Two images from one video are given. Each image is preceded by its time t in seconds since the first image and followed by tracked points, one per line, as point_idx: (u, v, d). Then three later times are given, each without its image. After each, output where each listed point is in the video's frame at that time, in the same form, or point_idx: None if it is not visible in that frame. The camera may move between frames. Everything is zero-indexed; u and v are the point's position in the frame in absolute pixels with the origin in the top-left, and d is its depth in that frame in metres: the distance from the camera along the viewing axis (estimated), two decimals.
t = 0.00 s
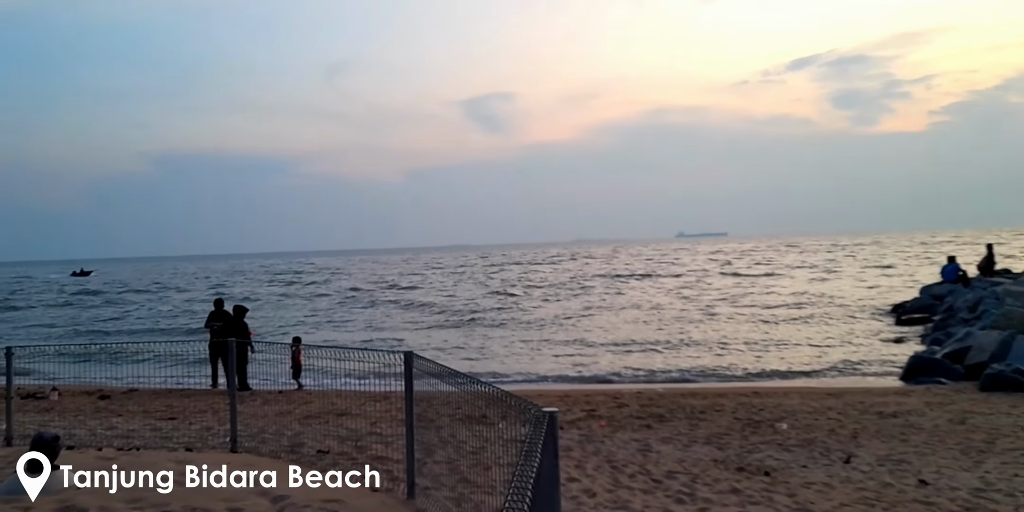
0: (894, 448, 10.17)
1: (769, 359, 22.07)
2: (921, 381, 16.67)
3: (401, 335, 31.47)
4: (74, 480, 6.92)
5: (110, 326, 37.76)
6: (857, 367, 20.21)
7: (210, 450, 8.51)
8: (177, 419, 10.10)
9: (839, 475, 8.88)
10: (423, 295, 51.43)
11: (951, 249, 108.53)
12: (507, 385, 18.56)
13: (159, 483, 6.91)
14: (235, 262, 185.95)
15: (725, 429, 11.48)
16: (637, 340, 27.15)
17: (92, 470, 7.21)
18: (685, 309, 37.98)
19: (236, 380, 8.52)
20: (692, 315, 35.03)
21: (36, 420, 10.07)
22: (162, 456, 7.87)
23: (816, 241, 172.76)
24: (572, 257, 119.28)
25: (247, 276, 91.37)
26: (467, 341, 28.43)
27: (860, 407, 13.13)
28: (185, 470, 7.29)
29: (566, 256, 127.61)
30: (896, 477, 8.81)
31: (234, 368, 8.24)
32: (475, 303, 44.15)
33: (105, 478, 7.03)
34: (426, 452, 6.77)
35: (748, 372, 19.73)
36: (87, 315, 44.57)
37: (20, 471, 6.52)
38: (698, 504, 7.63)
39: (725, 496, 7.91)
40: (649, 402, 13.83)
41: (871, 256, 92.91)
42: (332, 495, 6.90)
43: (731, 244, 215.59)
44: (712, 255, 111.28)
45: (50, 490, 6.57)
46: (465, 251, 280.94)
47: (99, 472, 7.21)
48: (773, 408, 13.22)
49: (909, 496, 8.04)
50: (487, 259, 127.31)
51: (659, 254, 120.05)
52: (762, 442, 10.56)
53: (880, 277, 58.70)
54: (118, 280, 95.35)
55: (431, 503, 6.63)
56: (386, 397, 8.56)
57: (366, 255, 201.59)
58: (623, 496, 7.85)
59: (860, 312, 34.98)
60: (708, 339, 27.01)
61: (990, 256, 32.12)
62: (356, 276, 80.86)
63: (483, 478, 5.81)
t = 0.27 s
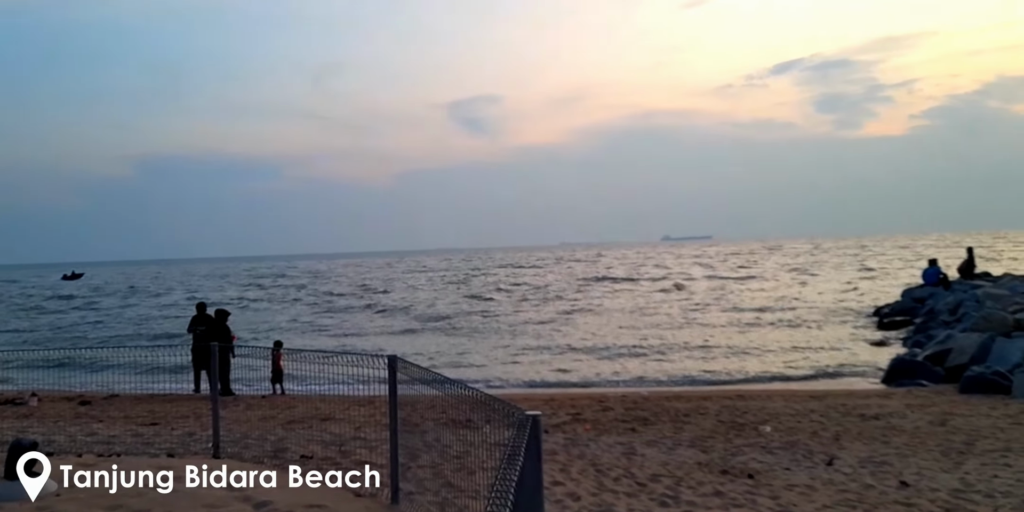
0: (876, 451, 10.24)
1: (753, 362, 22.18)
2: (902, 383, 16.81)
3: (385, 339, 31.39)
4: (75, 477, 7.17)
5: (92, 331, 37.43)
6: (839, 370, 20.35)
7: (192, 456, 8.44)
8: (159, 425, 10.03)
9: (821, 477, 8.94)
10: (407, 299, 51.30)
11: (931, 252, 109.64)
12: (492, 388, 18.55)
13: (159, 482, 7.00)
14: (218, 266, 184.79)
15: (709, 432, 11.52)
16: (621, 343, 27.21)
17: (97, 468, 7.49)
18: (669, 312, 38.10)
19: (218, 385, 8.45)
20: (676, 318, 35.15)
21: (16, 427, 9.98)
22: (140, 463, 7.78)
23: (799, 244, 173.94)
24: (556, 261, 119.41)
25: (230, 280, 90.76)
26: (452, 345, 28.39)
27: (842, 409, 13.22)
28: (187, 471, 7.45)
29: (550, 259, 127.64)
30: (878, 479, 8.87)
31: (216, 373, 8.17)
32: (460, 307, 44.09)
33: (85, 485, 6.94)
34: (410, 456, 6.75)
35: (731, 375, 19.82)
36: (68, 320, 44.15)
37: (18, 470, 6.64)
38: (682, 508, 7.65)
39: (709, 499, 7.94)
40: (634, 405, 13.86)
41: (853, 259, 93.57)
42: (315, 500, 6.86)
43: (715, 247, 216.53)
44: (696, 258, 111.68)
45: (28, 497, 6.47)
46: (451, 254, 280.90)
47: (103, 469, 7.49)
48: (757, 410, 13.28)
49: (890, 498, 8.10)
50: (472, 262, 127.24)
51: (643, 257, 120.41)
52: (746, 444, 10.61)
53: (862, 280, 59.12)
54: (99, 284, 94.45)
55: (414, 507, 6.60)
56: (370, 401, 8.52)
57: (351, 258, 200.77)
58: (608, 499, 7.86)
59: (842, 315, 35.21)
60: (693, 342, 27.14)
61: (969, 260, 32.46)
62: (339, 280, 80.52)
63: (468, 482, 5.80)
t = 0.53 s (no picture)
0: (848, 452, 10.35)
1: (727, 364, 22.34)
2: (874, 385, 17.01)
3: (360, 344, 31.23)
4: (76, 477, 7.43)
5: (61, 336, 36.82)
6: (812, 372, 20.54)
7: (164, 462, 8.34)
8: (131, 431, 9.89)
9: (794, 478, 9.02)
10: (383, 303, 51.08)
11: (902, 255, 111.14)
12: (468, 392, 18.52)
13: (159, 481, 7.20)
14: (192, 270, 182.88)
15: (684, 434, 11.58)
16: (597, 346, 27.27)
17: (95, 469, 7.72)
18: (644, 315, 38.26)
19: (191, 390, 8.36)
20: (651, 321, 35.31)
21: None
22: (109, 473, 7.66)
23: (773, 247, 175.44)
24: (532, 264, 119.53)
25: (202, 284, 89.69)
26: (429, 349, 28.32)
27: (815, 411, 13.35)
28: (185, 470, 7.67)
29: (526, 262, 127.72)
30: (851, 480, 8.97)
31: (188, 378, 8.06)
32: (435, 311, 43.95)
33: (53, 492, 6.76)
34: (385, 460, 6.71)
35: (706, 377, 19.94)
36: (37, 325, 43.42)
37: (18, 472, 6.97)
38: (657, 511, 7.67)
39: (683, 501, 7.98)
40: (609, 408, 13.91)
41: (826, 262, 94.61)
42: (288, 506, 6.81)
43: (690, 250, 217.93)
44: (670, 262, 112.29)
45: None
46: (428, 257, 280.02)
47: (102, 470, 7.74)
48: (731, 413, 13.38)
49: (862, 499, 8.19)
50: (448, 266, 127.04)
51: (618, 261, 120.86)
52: (721, 446, 10.69)
53: (834, 283, 59.70)
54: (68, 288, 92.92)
55: None
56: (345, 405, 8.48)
57: (325, 262, 199.55)
58: (583, 502, 7.88)
59: (816, 318, 35.53)
60: (668, 345, 27.28)
61: (939, 263, 32.94)
62: (315, 284, 79.98)
63: (443, 486, 5.77)
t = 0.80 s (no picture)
0: (823, 455, 10.45)
1: (705, 367, 22.47)
2: (849, 388, 17.18)
3: (338, 348, 31.05)
4: (77, 479, 7.45)
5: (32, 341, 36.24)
6: (788, 375, 20.71)
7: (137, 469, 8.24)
8: (104, 437, 9.78)
9: (770, 481, 9.09)
10: (360, 307, 50.81)
11: (876, 259, 112.43)
12: (446, 396, 18.47)
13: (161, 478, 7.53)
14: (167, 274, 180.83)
15: (661, 438, 11.64)
16: (576, 350, 27.31)
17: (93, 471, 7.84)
18: (622, 319, 38.38)
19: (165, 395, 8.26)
20: (629, 325, 35.43)
21: None
22: (79, 476, 7.51)
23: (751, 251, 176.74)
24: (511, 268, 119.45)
25: (177, 288, 88.69)
26: (407, 353, 28.22)
27: (791, 414, 13.47)
28: (186, 469, 7.99)
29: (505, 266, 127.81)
30: (826, 482, 9.06)
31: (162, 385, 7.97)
32: (414, 315, 43.79)
33: (25, 499, 6.65)
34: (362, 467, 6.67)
35: (683, 381, 20.05)
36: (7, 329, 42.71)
37: (17, 472, 7.05)
38: None
39: (660, 504, 8.01)
40: (588, 412, 13.93)
41: (802, 266, 95.44)
42: None
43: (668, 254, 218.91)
44: (648, 265, 112.69)
45: None
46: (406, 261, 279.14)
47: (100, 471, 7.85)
48: (709, 416, 13.46)
49: (837, 502, 8.27)
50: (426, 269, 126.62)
51: (596, 265, 121.07)
52: (698, 450, 10.75)
53: (809, 287, 60.23)
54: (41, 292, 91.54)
55: None
56: (322, 411, 8.46)
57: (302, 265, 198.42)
58: (560, 507, 7.90)
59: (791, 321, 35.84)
60: (646, 348, 27.38)
61: (912, 268, 33.35)
62: (292, 288, 79.35)
63: (419, 492, 5.79)
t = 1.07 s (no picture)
0: (809, 456, 10.50)
1: (692, 369, 22.53)
2: (835, 389, 17.28)
3: (324, 350, 30.93)
4: (76, 480, 7.44)
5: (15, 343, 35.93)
6: (775, 377, 20.79)
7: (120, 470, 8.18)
8: (87, 440, 9.71)
9: (756, 483, 9.12)
10: (348, 309, 50.65)
11: (864, 263, 112.85)
12: (434, 398, 18.44)
13: (160, 478, 7.57)
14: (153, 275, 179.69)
15: (648, 439, 11.66)
16: (563, 352, 27.32)
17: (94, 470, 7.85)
18: (610, 320, 38.41)
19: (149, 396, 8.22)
20: (617, 327, 35.47)
21: None
22: (65, 480, 7.45)
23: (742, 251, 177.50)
24: (499, 270, 119.30)
25: (163, 289, 88.12)
26: (394, 355, 28.18)
27: (777, 416, 13.52)
28: (185, 470, 7.95)
29: (493, 268, 127.77)
30: (810, 484, 9.10)
31: (147, 386, 7.93)
32: (401, 317, 43.66)
33: (7, 502, 6.59)
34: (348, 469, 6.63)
35: (670, 383, 20.10)
36: None
37: (18, 472, 7.06)
38: None
39: (646, 506, 8.02)
40: (574, 414, 13.95)
41: (789, 269, 95.83)
42: None
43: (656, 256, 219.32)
44: (636, 267, 112.87)
45: None
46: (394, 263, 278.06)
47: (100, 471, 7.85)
48: (695, 418, 13.50)
49: (821, 503, 8.31)
50: (414, 271, 126.32)
51: (584, 267, 121.15)
52: (684, 452, 10.78)
53: (796, 289, 60.48)
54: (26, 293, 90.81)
55: None
56: (307, 413, 8.45)
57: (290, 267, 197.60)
58: (546, 509, 7.90)
59: (778, 323, 35.97)
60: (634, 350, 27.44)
61: (897, 270, 33.55)
62: (279, 289, 78.98)
63: (405, 494, 5.78)
